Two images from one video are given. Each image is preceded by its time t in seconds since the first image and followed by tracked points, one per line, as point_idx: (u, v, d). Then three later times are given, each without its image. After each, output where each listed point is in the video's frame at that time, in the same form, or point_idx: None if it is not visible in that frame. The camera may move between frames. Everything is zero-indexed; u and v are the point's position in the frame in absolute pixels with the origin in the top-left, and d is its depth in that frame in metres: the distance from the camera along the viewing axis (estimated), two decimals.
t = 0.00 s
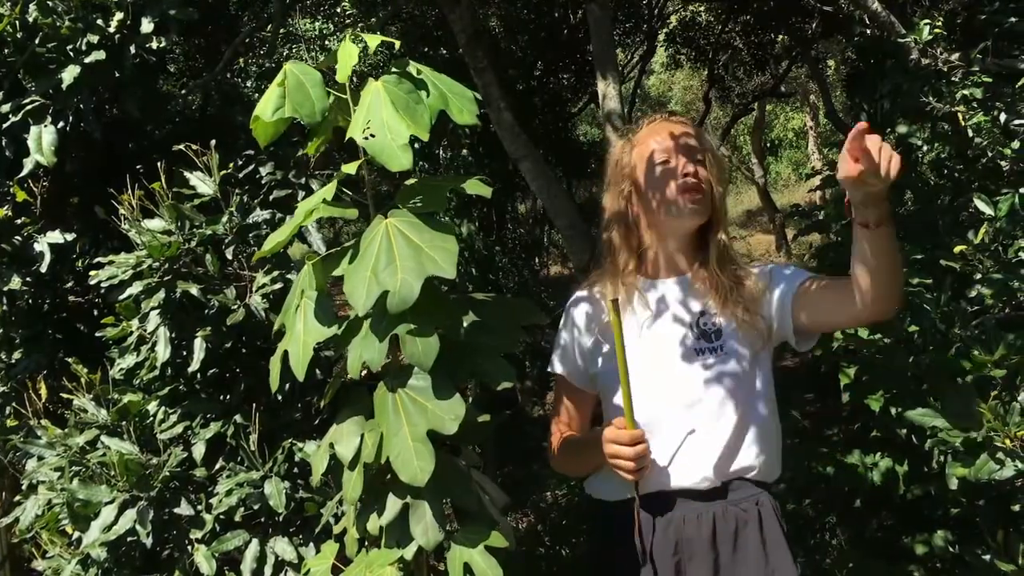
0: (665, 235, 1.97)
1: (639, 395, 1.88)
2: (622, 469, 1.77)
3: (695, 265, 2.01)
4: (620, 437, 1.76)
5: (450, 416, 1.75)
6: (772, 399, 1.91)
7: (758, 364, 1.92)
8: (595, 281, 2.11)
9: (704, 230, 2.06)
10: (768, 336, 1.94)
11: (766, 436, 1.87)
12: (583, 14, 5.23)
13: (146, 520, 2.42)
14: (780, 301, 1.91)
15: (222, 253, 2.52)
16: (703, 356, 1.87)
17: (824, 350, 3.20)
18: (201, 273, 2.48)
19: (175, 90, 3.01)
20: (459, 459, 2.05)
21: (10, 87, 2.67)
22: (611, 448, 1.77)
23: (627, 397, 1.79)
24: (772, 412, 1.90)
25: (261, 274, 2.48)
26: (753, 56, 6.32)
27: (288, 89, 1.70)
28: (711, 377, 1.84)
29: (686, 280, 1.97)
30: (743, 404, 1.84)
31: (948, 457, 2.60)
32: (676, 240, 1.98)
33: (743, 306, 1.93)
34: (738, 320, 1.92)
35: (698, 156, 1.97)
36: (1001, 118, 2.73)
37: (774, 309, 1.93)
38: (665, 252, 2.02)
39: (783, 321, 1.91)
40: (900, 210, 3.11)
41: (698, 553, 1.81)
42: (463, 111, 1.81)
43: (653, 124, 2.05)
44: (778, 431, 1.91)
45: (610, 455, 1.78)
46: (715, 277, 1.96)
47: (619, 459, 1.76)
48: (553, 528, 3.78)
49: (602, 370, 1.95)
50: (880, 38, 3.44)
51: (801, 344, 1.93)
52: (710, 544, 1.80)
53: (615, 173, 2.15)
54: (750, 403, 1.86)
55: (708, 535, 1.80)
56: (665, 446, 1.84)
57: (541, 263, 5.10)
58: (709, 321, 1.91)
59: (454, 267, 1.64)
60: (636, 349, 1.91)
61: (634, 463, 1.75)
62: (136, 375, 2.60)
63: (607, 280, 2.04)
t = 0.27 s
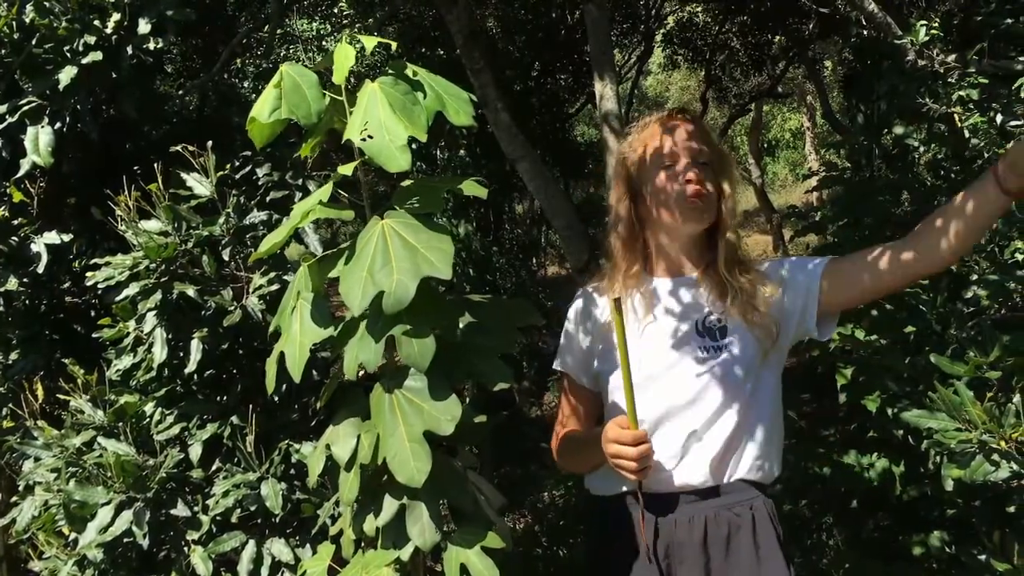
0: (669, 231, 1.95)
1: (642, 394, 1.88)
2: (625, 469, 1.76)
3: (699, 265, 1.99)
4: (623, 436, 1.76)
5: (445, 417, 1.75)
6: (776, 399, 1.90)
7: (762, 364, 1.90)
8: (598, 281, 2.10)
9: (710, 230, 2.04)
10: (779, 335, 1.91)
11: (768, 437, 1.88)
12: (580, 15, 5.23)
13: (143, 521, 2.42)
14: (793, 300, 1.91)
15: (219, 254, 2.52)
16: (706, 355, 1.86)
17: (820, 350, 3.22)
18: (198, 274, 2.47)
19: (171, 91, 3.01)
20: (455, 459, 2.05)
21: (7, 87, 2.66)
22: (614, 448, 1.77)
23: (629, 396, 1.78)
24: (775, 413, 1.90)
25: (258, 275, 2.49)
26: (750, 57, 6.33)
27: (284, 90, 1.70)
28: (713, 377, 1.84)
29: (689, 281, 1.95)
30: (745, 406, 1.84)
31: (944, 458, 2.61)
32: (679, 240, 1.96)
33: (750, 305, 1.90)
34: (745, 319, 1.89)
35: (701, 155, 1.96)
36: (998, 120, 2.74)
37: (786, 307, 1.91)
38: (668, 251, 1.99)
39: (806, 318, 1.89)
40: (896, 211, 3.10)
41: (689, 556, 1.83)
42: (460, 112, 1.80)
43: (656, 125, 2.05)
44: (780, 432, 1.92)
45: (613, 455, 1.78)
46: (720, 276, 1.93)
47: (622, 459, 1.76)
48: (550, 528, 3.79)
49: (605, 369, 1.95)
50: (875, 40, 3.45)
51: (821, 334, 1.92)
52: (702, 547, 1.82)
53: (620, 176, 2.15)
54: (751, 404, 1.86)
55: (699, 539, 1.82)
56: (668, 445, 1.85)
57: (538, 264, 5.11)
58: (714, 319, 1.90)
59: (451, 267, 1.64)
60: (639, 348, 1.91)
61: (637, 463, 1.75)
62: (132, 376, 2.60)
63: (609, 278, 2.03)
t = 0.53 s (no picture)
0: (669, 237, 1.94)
1: (642, 396, 1.88)
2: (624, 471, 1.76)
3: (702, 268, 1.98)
4: (623, 438, 1.75)
5: (441, 417, 1.75)
6: (779, 402, 1.90)
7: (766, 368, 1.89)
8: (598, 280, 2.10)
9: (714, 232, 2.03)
10: (783, 339, 1.91)
11: (769, 440, 1.88)
12: (577, 15, 5.23)
13: (139, 521, 2.41)
14: (798, 304, 1.91)
15: (215, 254, 2.52)
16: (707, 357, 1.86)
17: (817, 350, 3.22)
18: (194, 274, 2.47)
19: (167, 90, 3.00)
20: (452, 459, 2.05)
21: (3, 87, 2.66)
22: (612, 451, 1.77)
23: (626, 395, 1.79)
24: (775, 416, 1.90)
25: (254, 275, 2.49)
26: (747, 57, 6.32)
27: (281, 90, 1.69)
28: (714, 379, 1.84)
29: (691, 284, 1.95)
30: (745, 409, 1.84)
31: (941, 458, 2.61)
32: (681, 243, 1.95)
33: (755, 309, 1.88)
34: (748, 323, 1.88)
35: (705, 158, 1.94)
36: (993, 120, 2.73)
37: (792, 311, 1.91)
38: (671, 254, 1.98)
39: (814, 323, 1.89)
40: (893, 211, 3.14)
41: (685, 558, 1.83)
42: (456, 112, 1.80)
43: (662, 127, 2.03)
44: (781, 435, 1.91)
45: (611, 457, 1.77)
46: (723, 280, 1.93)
47: (621, 462, 1.75)
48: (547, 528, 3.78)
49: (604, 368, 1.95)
50: (873, 40, 3.45)
51: (827, 338, 1.90)
52: (698, 550, 1.82)
53: (625, 177, 2.15)
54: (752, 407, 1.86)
55: (695, 541, 1.82)
56: (668, 447, 1.85)
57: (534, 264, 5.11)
58: (716, 322, 1.89)
59: (447, 267, 1.63)
60: (640, 349, 1.90)
61: (636, 466, 1.74)
62: (128, 376, 2.59)
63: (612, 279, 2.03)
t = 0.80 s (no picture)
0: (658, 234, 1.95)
1: (634, 393, 1.87)
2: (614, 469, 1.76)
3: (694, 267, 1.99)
4: (613, 437, 1.75)
5: (436, 416, 1.75)
6: (772, 401, 1.90)
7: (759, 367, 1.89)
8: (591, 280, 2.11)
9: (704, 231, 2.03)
10: (775, 340, 1.90)
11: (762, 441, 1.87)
12: (574, 15, 5.23)
13: (133, 521, 2.41)
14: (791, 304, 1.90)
15: (209, 254, 2.52)
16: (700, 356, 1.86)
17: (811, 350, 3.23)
18: (188, 273, 2.48)
19: (162, 90, 3.00)
20: (446, 459, 2.05)
21: None
22: (603, 449, 1.76)
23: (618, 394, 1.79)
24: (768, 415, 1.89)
25: (248, 274, 2.48)
26: (744, 57, 6.33)
27: (275, 89, 1.69)
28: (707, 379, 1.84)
29: (683, 283, 1.96)
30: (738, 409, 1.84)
31: (933, 457, 2.62)
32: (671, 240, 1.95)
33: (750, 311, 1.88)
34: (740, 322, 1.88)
35: (692, 156, 1.95)
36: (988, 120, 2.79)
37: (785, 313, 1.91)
38: (660, 252, 1.99)
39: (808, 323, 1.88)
40: (889, 211, 3.13)
41: (677, 556, 1.84)
42: (450, 112, 1.81)
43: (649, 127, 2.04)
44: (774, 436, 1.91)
45: (602, 455, 1.77)
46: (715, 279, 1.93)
47: (612, 459, 1.75)
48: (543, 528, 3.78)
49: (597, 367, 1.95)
50: (868, 40, 3.45)
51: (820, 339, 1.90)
52: (690, 549, 1.82)
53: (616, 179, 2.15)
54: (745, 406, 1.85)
55: (688, 540, 1.82)
56: (660, 445, 1.85)
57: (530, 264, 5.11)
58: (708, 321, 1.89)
59: (441, 267, 1.64)
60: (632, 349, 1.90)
61: (626, 463, 1.74)
62: (122, 376, 2.60)
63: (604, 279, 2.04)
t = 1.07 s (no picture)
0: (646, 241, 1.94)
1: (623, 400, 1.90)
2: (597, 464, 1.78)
3: (682, 271, 1.98)
4: (596, 434, 1.78)
5: (429, 416, 1.75)
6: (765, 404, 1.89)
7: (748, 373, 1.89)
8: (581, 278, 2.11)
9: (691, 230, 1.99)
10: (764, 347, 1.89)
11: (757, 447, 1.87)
12: (570, 15, 5.23)
13: (127, 520, 2.41)
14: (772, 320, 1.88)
15: (204, 254, 2.52)
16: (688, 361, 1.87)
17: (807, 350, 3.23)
18: (183, 272, 2.47)
19: (158, 89, 3.00)
20: (441, 458, 2.05)
21: None
22: (588, 447, 1.79)
23: (603, 397, 1.81)
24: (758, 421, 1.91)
25: (243, 274, 2.48)
26: (740, 58, 6.33)
27: (269, 89, 1.69)
28: (696, 386, 1.85)
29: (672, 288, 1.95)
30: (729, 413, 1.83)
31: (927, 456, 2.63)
32: (659, 248, 1.94)
33: (739, 325, 1.87)
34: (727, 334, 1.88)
35: (676, 162, 1.89)
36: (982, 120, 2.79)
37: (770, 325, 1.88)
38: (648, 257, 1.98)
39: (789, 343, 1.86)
40: (885, 211, 3.09)
41: (676, 554, 1.85)
42: (445, 112, 1.81)
43: (632, 126, 1.98)
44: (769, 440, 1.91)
45: (587, 453, 1.79)
46: (702, 287, 1.93)
47: (596, 455, 1.78)
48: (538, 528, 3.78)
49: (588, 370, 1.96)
50: (864, 41, 3.46)
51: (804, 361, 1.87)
52: (690, 547, 1.83)
53: (602, 173, 2.10)
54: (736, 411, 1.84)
55: (687, 538, 1.83)
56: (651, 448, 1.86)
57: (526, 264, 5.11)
58: (696, 329, 1.89)
59: (435, 267, 1.64)
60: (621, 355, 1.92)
61: (610, 458, 1.77)
62: (117, 375, 2.60)
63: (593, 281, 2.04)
